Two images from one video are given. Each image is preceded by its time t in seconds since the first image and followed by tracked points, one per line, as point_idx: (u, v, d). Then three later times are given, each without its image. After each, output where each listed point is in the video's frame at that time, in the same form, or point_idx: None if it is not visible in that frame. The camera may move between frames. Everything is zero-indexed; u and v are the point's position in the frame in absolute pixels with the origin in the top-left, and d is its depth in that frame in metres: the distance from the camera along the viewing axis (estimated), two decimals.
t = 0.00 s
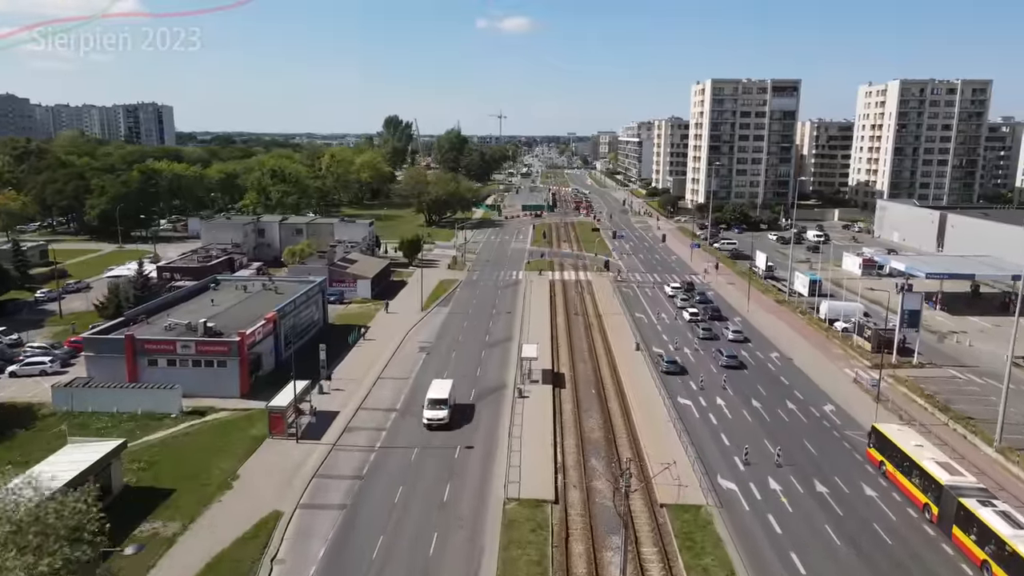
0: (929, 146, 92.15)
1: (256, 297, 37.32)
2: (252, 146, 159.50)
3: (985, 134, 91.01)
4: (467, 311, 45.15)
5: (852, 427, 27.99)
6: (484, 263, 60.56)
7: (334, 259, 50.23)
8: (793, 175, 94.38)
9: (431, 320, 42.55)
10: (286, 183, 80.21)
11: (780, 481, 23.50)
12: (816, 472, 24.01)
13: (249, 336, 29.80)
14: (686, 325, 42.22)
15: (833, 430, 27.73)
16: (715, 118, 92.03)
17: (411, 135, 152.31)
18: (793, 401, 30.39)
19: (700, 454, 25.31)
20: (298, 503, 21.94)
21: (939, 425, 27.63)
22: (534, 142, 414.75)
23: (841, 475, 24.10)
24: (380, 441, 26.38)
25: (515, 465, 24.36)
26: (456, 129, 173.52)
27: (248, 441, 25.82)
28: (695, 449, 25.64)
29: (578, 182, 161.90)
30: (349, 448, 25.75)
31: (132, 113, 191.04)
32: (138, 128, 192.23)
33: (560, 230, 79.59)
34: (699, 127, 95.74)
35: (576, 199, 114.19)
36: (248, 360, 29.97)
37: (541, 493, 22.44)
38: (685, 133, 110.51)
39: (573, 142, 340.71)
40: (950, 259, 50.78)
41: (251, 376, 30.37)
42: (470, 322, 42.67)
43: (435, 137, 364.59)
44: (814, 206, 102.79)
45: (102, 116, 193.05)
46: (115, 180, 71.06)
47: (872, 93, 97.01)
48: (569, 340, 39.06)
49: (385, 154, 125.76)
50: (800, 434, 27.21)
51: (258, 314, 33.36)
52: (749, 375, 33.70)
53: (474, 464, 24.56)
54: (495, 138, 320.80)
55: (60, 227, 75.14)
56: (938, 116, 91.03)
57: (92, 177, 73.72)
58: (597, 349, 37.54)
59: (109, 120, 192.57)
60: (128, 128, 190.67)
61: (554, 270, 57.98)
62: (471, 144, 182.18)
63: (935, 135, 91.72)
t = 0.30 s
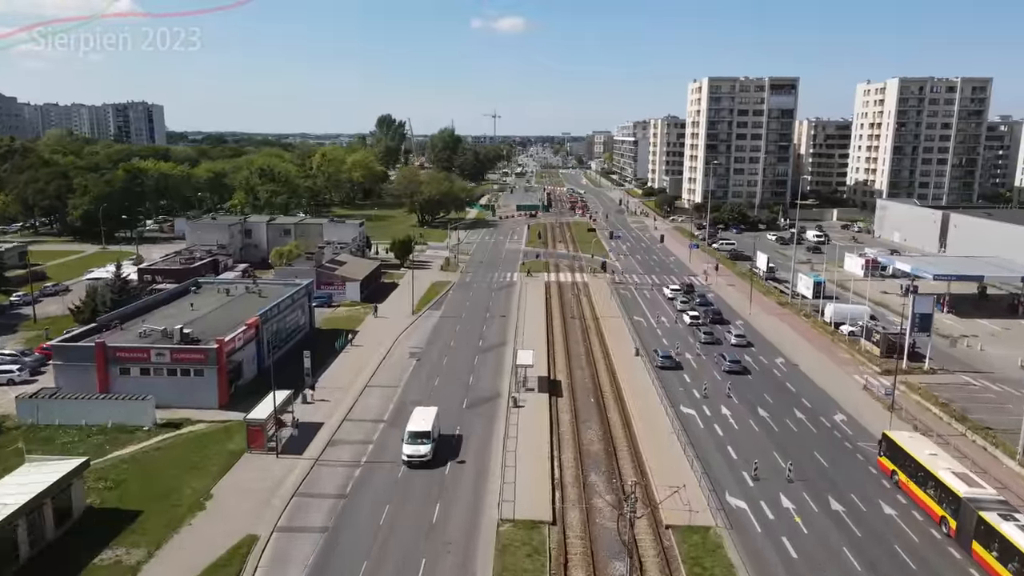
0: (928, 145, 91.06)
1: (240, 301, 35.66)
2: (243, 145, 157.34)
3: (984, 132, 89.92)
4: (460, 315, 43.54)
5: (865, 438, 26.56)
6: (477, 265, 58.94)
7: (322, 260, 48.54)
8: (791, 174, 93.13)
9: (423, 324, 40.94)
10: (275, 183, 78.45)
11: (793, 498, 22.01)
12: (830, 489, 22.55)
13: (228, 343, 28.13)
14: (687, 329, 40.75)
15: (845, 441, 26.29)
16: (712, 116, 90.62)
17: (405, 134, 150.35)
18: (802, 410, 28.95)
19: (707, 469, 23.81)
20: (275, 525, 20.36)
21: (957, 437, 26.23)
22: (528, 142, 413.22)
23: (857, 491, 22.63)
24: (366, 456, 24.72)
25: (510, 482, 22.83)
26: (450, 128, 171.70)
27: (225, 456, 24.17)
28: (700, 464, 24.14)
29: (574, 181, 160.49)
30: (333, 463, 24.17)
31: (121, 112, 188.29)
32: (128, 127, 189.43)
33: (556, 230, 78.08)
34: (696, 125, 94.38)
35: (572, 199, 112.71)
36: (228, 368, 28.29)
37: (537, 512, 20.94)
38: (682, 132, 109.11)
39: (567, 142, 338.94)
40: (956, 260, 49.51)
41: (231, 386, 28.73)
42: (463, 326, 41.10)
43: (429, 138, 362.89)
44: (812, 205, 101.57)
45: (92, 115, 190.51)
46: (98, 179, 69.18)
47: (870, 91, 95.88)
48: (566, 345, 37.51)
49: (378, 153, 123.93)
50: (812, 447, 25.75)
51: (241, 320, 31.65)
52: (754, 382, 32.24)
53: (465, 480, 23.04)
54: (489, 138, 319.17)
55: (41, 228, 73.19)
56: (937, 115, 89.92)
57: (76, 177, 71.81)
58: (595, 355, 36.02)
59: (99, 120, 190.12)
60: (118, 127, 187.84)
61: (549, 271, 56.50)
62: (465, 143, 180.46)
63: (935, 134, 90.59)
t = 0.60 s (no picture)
0: (927, 143, 89.17)
1: (207, 308, 32.93)
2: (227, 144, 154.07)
3: (984, 130, 88.12)
4: (446, 322, 40.90)
5: (888, 458, 24.21)
6: (466, 267, 56.32)
7: (300, 264, 45.77)
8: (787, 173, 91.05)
9: (405, 332, 38.28)
10: (256, 182, 75.59)
11: (815, 532, 19.59)
12: (855, 521, 20.17)
13: (186, 357, 25.46)
14: (687, 336, 38.31)
15: (866, 462, 23.94)
16: (707, 114, 88.47)
17: (393, 133, 147.35)
18: (816, 427, 26.58)
19: (717, 498, 21.35)
20: (227, 571, 17.67)
21: (989, 458, 23.87)
22: (519, 142, 410.79)
23: (885, 523, 20.27)
24: (337, 485, 22.11)
25: (497, 515, 20.30)
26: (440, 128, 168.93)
27: (176, 486, 21.49)
28: (709, 492, 21.69)
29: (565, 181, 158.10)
30: (299, 494, 21.50)
31: (103, 110, 184.05)
32: (111, 126, 185.25)
33: (547, 231, 75.70)
34: (690, 123, 92.20)
35: (563, 198, 110.27)
36: (186, 385, 25.62)
37: (528, 552, 18.45)
38: (675, 131, 106.89)
39: (558, 142, 336.82)
40: (966, 261, 47.37)
41: (189, 405, 26.06)
42: (449, 333, 38.48)
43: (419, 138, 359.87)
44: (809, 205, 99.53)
45: (74, 114, 186.41)
46: (69, 178, 66.15)
47: (868, 88, 93.99)
48: (559, 355, 34.96)
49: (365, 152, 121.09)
50: (830, 470, 23.36)
51: (204, 330, 28.96)
52: (762, 395, 29.86)
53: (448, 513, 20.51)
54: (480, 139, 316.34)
55: (10, 229, 70.01)
56: (936, 112, 88.07)
57: (45, 175, 68.72)
58: (590, 365, 33.53)
59: (81, 119, 186.05)
60: (100, 126, 183.63)
61: (541, 274, 54.01)
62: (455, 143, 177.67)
63: (934, 132, 88.73)
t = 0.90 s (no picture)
0: (922, 139, 85.65)
1: (116, 327, 27.85)
2: (196, 143, 147.90)
3: (980, 126, 84.71)
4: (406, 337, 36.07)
5: (928, 513, 19.84)
6: (436, 273, 51.55)
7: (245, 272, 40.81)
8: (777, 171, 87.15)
9: (358, 351, 33.43)
10: (213, 180, 70.32)
11: None
12: None
13: (64, 394, 20.52)
14: (679, 353, 33.81)
15: (903, 519, 19.55)
16: (694, 109, 84.39)
17: (369, 131, 141.93)
18: (837, 470, 22.17)
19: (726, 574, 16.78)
20: None
21: None
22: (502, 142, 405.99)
23: None
24: (241, 561, 17.22)
25: None
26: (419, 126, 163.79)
27: (29, 568, 16.60)
28: (716, 565, 17.11)
29: (547, 181, 153.62)
30: None
31: (69, 108, 176.75)
32: (77, 124, 178.03)
33: (526, 233, 71.12)
34: (676, 119, 88.11)
35: (545, 198, 105.78)
36: (65, 429, 20.69)
37: None
38: (661, 128, 102.74)
39: (540, 143, 332.75)
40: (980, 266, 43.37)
41: (72, 452, 21.16)
42: (408, 352, 33.69)
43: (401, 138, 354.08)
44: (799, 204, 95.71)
45: (38, 113, 179.12)
46: (3, 177, 60.61)
47: (859, 83, 90.37)
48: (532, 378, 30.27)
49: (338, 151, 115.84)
50: (862, 531, 18.92)
51: (101, 356, 23.97)
52: (769, 427, 25.42)
53: None
54: (462, 138, 311.29)
55: None
56: (931, 108, 84.62)
57: None
58: (568, 391, 28.93)
59: (46, 118, 178.78)
60: (65, 124, 176.29)
61: (517, 280, 49.37)
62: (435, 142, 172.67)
63: (929, 128, 85.20)
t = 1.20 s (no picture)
0: (939, 139, 80.16)
1: None
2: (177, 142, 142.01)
3: (1001, 124, 79.20)
4: (360, 371, 30.31)
5: None
6: (409, 288, 45.85)
7: (178, 291, 35.08)
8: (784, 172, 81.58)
9: (299, 391, 27.69)
10: (174, 182, 64.58)
11: None
12: None
13: None
14: (685, 391, 28.16)
15: None
16: (696, 106, 78.89)
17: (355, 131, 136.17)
18: None
19: None
20: None
21: None
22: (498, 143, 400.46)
23: None
24: None
25: None
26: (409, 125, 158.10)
27: None
28: None
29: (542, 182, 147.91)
30: None
31: (48, 107, 170.65)
32: (57, 123, 171.88)
33: (514, 240, 65.49)
34: (677, 117, 82.61)
35: (537, 201, 100.23)
36: None
37: None
38: (660, 126, 97.20)
39: (537, 144, 326.93)
40: None
41: None
42: (360, 391, 27.97)
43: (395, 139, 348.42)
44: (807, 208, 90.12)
45: (16, 112, 173.01)
46: None
47: (871, 79, 84.91)
48: (507, 429, 24.55)
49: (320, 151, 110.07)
50: None
51: None
52: (806, 503, 19.69)
53: None
54: (457, 139, 305.65)
55: None
56: (949, 104, 79.12)
57: None
58: (550, 447, 23.20)
59: (25, 117, 172.76)
60: (44, 123, 170.13)
61: (500, 296, 43.70)
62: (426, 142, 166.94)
63: (946, 126, 79.69)
